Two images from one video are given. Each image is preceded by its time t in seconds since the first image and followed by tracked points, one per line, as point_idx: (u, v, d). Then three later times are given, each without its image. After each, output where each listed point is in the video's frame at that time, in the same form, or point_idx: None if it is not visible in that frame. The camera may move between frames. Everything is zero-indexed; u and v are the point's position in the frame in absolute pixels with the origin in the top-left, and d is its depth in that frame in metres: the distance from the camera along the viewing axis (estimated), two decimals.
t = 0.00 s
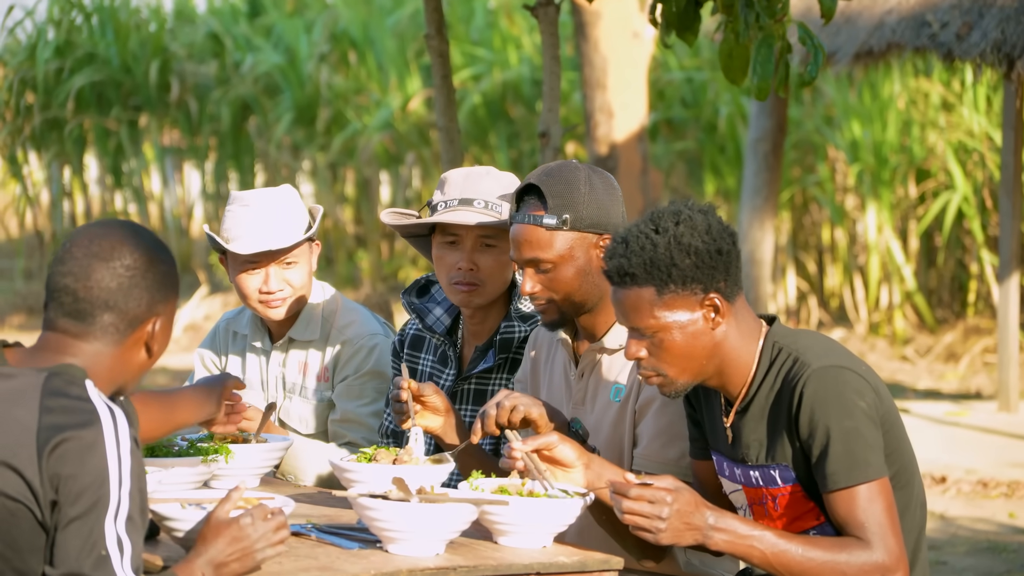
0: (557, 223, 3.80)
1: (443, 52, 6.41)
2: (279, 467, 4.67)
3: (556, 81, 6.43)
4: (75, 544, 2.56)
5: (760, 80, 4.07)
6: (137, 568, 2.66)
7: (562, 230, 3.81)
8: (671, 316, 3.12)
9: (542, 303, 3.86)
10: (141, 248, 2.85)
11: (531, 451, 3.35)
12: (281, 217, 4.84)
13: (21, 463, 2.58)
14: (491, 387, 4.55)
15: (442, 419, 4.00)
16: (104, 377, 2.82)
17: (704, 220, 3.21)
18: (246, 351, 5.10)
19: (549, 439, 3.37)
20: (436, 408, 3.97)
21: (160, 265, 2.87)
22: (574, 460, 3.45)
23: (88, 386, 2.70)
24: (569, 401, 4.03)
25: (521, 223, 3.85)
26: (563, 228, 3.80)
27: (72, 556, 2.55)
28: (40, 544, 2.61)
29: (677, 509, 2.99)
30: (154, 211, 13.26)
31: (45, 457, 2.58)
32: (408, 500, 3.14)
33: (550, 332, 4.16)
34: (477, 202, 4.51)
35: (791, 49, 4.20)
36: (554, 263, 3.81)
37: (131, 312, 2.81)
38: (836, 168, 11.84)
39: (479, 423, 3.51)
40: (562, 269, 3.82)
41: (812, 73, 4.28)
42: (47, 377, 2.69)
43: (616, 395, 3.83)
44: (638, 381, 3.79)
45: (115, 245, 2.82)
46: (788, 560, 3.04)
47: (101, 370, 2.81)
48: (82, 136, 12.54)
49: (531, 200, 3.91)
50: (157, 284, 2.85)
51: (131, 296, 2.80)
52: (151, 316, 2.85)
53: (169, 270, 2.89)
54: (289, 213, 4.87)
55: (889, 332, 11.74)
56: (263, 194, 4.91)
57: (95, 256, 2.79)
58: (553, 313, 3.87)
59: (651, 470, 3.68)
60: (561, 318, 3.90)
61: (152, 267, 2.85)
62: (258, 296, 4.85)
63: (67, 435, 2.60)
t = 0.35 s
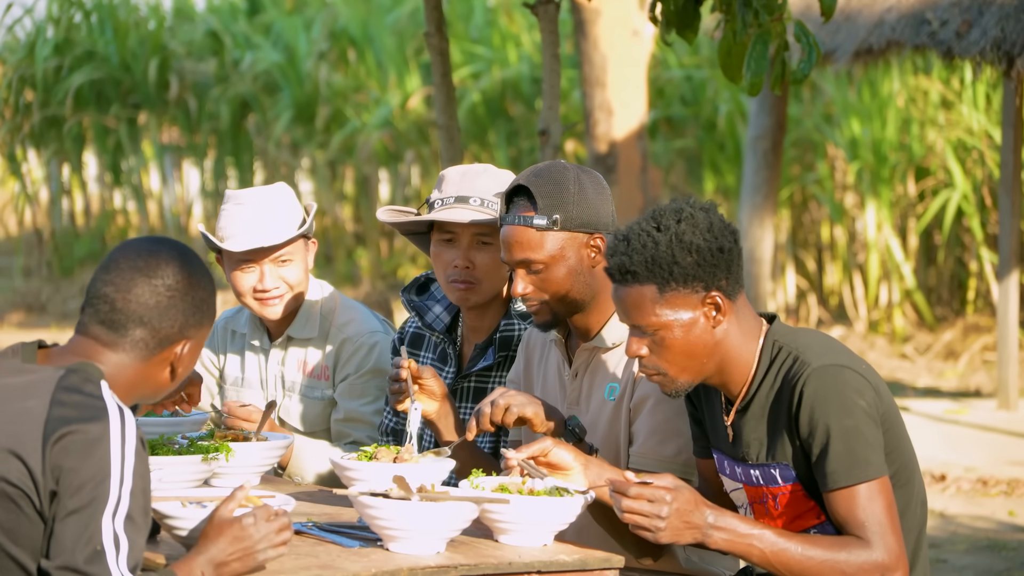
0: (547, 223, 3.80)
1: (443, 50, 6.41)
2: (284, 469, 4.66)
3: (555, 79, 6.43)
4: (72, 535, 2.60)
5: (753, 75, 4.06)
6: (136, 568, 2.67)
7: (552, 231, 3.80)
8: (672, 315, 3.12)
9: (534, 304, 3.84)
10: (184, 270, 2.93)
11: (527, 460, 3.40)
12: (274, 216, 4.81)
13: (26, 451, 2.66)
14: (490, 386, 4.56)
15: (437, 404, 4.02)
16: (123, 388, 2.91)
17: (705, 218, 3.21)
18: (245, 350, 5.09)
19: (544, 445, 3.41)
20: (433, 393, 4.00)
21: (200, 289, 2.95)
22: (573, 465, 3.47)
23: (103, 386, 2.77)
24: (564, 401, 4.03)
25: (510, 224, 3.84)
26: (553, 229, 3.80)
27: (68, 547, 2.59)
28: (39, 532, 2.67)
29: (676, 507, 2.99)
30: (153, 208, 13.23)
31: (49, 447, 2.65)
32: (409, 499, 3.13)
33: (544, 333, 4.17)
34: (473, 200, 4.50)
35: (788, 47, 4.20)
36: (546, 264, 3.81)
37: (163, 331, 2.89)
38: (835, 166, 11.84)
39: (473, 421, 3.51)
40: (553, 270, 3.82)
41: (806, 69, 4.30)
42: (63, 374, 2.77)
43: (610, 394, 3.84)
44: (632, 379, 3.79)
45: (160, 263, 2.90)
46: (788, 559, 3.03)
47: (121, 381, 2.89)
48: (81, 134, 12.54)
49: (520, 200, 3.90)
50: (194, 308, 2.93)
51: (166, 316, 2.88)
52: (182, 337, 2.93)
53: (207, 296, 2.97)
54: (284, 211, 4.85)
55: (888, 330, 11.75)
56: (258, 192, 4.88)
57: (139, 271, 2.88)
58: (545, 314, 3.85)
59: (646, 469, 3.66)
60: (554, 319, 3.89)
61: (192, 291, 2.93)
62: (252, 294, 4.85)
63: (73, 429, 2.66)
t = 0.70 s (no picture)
0: (541, 220, 3.80)
1: (446, 43, 6.40)
2: (284, 462, 4.69)
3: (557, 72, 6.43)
4: (75, 526, 2.60)
5: (762, 71, 4.07)
6: (137, 561, 2.67)
7: (547, 227, 3.81)
8: (676, 309, 3.13)
9: (530, 301, 3.85)
10: (197, 273, 2.93)
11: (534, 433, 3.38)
12: (264, 206, 4.82)
13: (33, 442, 2.67)
14: (491, 380, 4.55)
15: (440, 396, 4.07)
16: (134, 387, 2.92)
17: (711, 213, 3.21)
18: (244, 346, 5.09)
19: (552, 421, 3.40)
20: (437, 380, 4.04)
21: (212, 293, 2.95)
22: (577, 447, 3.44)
23: (114, 380, 2.78)
24: (562, 398, 4.03)
25: (505, 220, 3.84)
26: (548, 225, 3.80)
27: (70, 537, 2.59)
28: (44, 523, 2.68)
29: (682, 499, 3.00)
30: (157, 202, 13.26)
31: (55, 437, 2.67)
32: (411, 493, 3.14)
33: (541, 329, 4.17)
34: (474, 193, 4.53)
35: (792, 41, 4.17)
36: (541, 260, 3.82)
37: (175, 334, 2.89)
38: (838, 160, 11.83)
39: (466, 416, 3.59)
40: (549, 266, 3.82)
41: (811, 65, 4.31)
42: (73, 368, 2.79)
43: (607, 390, 3.83)
44: (629, 374, 3.78)
45: (173, 266, 2.91)
46: (792, 553, 3.04)
47: (132, 382, 2.91)
48: (83, 128, 12.55)
49: (515, 197, 3.88)
50: (207, 311, 2.93)
51: (179, 319, 2.89)
52: (193, 340, 2.93)
53: (219, 298, 2.97)
54: (273, 200, 4.86)
55: (891, 324, 11.76)
56: (248, 184, 4.90)
57: (152, 273, 2.88)
58: (542, 310, 3.86)
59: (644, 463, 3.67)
60: (551, 316, 3.89)
61: (205, 293, 2.93)
62: (248, 288, 4.87)
63: (79, 421, 2.68)
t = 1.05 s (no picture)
0: (545, 207, 3.79)
1: (455, 30, 6.40)
2: (290, 447, 4.69)
3: (566, 59, 6.43)
4: (84, 512, 2.62)
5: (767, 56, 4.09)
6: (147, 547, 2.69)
7: (551, 214, 3.80)
8: (691, 294, 3.14)
9: (535, 289, 3.85)
10: (206, 261, 2.94)
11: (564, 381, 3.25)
12: (270, 192, 4.84)
13: (44, 427, 2.69)
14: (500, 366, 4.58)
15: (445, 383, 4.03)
16: (146, 376, 2.94)
17: (727, 198, 3.22)
18: (252, 333, 5.11)
19: (587, 375, 3.20)
20: (441, 371, 4.01)
21: (221, 281, 2.96)
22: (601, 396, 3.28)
23: (125, 367, 2.80)
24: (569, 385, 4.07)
25: (509, 209, 3.83)
26: (551, 213, 3.79)
27: (80, 521, 2.61)
28: (55, 507, 2.70)
29: (692, 489, 3.01)
30: (166, 189, 13.30)
31: (66, 422, 2.68)
32: (420, 479, 3.15)
33: (544, 317, 4.19)
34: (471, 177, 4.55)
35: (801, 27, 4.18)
36: (545, 248, 3.81)
37: (183, 322, 2.90)
38: (847, 146, 11.81)
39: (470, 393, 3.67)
40: (553, 253, 3.82)
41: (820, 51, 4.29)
42: (85, 355, 2.80)
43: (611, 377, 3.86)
44: (634, 362, 3.82)
45: (181, 255, 2.91)
46: (803, 541, 3.05)
47: (144, 370, 2.93)
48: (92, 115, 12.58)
49: (518, 185, 3.87)
50: (215, 299, 2.94)
51: (187, 308, 2.90)
52: (203, 328, 2.94)
53: (228, 286, 2.98)
54: (279, 186, 4.87)
55: (900, 311, 11.73)
56: (254, 169, 4.91)
57: (160, 262, 2.89)
58: (546, 298, 3.86)
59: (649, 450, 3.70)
60: (555, 303, 3.89)
61: (213, 282, 2.94)
62: (252, 272, 4.90)
63: (90, 408, 2.70)
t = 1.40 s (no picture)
0: (548, 210, 3.79)
1: (456, 31, 6.39)
2: (296, 451, 4.67)
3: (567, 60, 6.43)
4: (90, 516, 2.62)
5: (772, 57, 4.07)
6: (152, 550, 2.68)
7: (553, 217, 3.79)
8: (688, 292, 3.16)
9: (536, 290, 3.85)
10: (216, 267, 2.94)
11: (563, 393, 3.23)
12: (274, 192, 4.84)
13: (51, 430, 2.70)
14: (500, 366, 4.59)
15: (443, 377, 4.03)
16: (153, 379, 2.94)
17: (735, 199, 3.22)
18: (256, 334, 5.11)
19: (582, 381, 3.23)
20: (440, 367, 4.02)
21: (230, 287, 2.96)
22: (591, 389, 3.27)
23: (131, 370, 2.80)
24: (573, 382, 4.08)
25: (510, 211, 3.83)
26: (554, 216, 3.79)
27: (87, 523, 2.61)
28: (62, 510, 2.70)
29: (693, 487, 3.01)
30: (168, 189, 13.33)
31: (73, 425, 2.69)
32: (422, 480, 3.15)
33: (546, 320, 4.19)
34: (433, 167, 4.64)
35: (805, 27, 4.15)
36: (547, 250, 3.81)
37: (191, 327, 2.91)
38: (849, 146, 11.80)
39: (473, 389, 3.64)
40: (555, 257, 3.81)
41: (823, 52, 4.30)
42: (92, 358, 2.81)
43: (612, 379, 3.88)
44: (636, 366, 3.84)
45: (192, 259, 2.91)
46: (804, 542, 3.05)
47: (151, 374, 2.93)
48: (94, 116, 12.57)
49: (522, 186, 3.87)
50: (224, 305, 2.94)
51: (196, 313, 2.90)
52: (210, 333, 2.94)
53: (236, 292, 2.98)
54: (283, 186, 4.87)
55: (902, 311, 11.72)
56: (257, 170, 4.91)
57: (170, 266, 2.89)
58: (546, 300, 3.86)
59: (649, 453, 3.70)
60: (556, 306, 3.89)
61: (223, 288, 2.94)
62: (258, 273, 4.89)
63: (97, 410, 2.70)
